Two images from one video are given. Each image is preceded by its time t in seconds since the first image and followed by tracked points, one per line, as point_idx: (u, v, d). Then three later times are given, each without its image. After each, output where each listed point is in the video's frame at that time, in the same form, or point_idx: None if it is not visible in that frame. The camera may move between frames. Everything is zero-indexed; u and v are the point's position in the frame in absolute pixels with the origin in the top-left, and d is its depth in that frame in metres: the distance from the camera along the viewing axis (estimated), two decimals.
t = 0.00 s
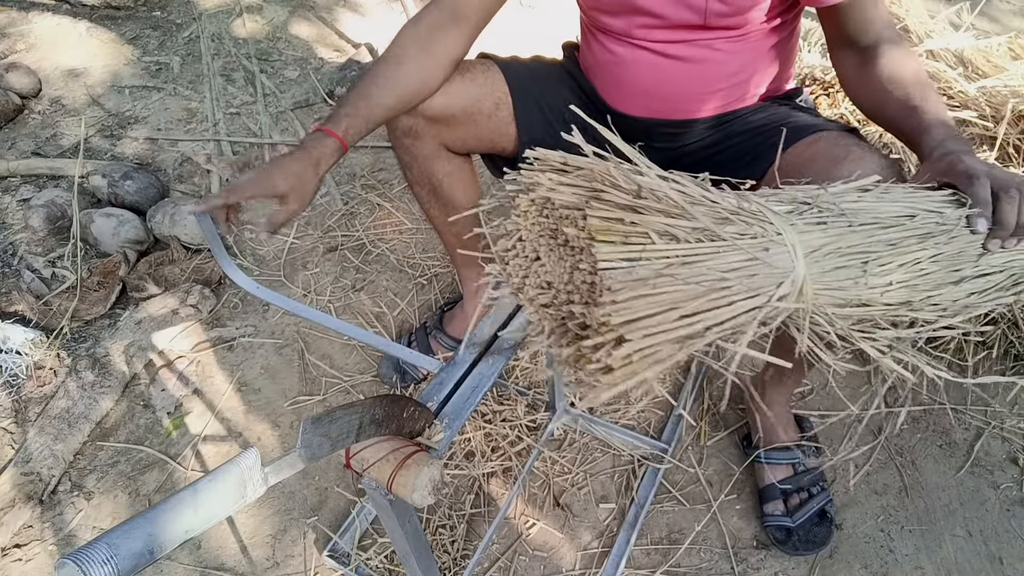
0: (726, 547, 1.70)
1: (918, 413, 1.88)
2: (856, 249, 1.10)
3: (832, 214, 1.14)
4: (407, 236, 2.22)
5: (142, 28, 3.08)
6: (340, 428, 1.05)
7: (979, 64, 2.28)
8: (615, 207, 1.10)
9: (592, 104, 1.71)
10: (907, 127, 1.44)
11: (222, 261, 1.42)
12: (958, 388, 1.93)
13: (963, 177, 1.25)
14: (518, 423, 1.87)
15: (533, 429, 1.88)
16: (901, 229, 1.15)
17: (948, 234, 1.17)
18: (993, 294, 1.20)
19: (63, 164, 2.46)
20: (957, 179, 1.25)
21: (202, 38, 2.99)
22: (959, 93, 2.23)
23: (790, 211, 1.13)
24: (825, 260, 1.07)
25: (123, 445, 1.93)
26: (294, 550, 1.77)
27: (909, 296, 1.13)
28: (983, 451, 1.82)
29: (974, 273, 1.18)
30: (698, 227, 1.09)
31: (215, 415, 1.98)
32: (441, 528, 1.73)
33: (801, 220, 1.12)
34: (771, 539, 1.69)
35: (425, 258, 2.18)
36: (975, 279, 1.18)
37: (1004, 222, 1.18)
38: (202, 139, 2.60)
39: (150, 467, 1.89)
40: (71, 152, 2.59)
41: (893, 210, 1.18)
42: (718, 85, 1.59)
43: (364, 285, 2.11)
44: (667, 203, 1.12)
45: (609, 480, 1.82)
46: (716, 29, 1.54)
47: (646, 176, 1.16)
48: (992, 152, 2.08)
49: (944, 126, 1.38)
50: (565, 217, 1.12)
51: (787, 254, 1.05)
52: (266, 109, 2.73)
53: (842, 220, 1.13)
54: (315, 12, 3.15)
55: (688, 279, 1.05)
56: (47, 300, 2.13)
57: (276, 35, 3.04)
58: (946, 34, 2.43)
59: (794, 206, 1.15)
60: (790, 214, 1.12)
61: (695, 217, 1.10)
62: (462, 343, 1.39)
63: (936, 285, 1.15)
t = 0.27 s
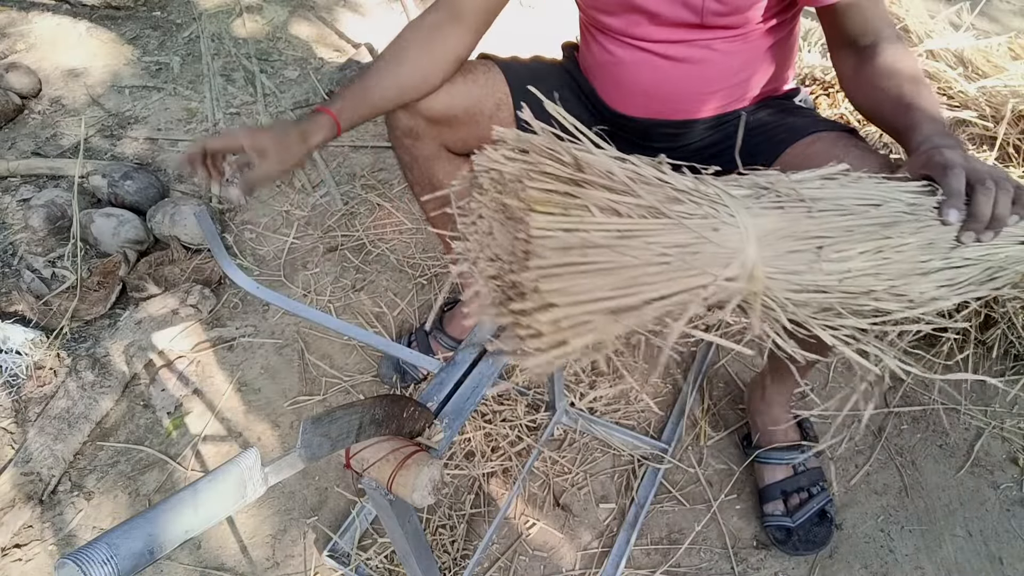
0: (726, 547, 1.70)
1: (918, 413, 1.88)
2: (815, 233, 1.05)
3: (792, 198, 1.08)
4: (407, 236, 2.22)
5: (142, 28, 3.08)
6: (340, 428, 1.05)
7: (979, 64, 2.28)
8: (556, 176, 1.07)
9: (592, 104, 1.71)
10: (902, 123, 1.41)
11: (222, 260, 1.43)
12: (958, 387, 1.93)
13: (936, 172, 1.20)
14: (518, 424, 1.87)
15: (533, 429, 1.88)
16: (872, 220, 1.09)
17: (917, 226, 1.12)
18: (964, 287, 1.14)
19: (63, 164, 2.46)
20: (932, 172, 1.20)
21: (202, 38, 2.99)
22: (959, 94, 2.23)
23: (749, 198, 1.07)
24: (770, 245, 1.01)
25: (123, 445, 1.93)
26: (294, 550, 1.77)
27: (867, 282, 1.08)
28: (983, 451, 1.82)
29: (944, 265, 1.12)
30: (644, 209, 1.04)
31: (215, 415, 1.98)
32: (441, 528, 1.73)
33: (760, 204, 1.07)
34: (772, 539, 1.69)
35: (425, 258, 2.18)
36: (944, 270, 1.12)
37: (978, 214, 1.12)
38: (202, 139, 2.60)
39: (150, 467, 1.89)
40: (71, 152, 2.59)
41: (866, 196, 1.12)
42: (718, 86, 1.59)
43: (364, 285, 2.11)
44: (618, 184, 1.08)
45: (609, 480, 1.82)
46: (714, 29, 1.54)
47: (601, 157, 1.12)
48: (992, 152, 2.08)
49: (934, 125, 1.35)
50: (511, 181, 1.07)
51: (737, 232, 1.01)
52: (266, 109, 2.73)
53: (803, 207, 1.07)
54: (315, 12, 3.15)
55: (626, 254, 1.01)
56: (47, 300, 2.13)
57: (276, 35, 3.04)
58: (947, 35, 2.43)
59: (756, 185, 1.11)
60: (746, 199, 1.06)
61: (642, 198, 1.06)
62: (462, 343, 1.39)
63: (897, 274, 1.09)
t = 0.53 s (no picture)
0: (726, 547, 1.70)
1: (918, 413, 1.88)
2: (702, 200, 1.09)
3: (686, 156, 1.14)
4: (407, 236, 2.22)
5: (142, 28, 3.08)
6: (340, 428, 1.05)
7: (979, 64, 2.29)
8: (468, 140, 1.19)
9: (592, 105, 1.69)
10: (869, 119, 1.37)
11: (222, 260, 1.43)
12: (958, 387, 1.93)
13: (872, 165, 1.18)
14: (518, 424, 1.87)
15: (533, 429, 1.88)
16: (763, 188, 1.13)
17: (817, 205, 1.12)
18: (861, 276, 1.11)
19: (63, 164, 2.46)
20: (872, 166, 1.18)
21: (202, 38, 2.99)
22: (959, 94, 2.23)
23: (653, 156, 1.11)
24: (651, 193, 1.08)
25: (123, 445, 1.93)
26: (294, 550, 1.77)
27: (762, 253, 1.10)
28: (983, 451, 1.82)
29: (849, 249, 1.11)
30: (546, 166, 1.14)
31: (215, 415, 1.98)
32: (441, 528, 1.73)
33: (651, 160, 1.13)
34: (771, 540, 1.69)
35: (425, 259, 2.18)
36: (844, 252, 1.10)
37: (888, 204, 1.11)
38: (202, 139, 2.60)
39: (150, 467, 1.89)
40: (71, 152, 2.59)
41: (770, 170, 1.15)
42: (718, 85, 1.59)
43: (364, 285, 2.11)
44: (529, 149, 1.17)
45: (609, 480, 1.82)
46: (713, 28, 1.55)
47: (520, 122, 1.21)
48: (993, 152, 2.08)
49: (903, 122, 1.28)
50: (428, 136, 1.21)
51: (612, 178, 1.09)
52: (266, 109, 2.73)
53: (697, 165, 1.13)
54: (315, 12, 3.15)
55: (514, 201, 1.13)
56: (47, 300, 2.13)
57: (276, 35, 3.04)
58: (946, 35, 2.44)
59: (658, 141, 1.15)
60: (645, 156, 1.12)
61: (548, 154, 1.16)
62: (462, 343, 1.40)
63: (788, 249, 1.10)
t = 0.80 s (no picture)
0: (726, 547, 1.70)
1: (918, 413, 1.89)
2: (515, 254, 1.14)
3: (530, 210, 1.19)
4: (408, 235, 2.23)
5: (142, 28, 3.08)
6: (340, 428, 1.05)
7: (979, 64, 2.29)
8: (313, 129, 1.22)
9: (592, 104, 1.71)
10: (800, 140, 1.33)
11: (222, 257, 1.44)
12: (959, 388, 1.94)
13: (685, 222, 1.13)
14: (518, 424, 1.87)
15: (533, 429, 1.88)
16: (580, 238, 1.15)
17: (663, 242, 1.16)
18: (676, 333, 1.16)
19: (63, 164, 2.46)
20: (689, 216, 1.13)
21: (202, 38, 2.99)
22: (959, 94, 2.23)
23: (459, 206, 1.17)
24: (437, 238, 1.14)
25: (123, 445, 1.93)
26: (294, 550, 1.77)
27: (552, 302, 1.14)
28: (982, 450, 1.82)
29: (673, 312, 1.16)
30: (351, 196, 1.16)
31: (215, 415, 1.98)
32: (441, 528, 1.73)
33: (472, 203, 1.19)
34: (771, 540, 1.69)
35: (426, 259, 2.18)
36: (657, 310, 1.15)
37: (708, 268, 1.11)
38: (202, 138, 2.60)
39: (150, 467, 1.89)
40: (72, 152, 2.59)
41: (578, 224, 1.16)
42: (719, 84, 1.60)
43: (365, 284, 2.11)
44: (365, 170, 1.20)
45: (608, 480, 1.82)
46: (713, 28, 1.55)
47: (386, 135, 1.24)
48: (993, 152, 2.08)
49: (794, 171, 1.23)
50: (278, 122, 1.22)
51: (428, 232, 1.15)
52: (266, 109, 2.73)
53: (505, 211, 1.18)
54: (315, 12, 3.15)
55: (299, 221, 1.16)
56: (47, 300, 2.13)
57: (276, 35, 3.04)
58: (946, 35, 2.44)
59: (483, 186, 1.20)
60: (456, 206, 1.17)
61: (386, 178, 1.19)
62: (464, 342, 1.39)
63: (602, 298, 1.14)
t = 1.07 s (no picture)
0: (726, 547, 1.71)
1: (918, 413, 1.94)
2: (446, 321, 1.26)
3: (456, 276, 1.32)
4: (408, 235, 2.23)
5: (141, 28, 3.08)
6: (340, 428, 1.06)
7: (979, 64, 2.30)
8: (241, 231, 1.41)
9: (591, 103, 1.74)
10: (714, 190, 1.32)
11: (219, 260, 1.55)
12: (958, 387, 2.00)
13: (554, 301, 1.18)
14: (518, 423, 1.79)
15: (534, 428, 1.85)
16: (459, 320, 1.28)
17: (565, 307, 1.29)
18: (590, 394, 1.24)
19: (63, 164, 2.46)
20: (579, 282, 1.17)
21: (202, 38, 2.99)
22: (959, 94, 2.23)
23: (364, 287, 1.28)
24: (337, 320, 1.27)
25: (123, 445, 1.93)
26: (294, 550, 1.77)
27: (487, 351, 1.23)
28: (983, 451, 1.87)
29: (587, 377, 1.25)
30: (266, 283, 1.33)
31: (215, 415, 1.98)
32: (441, 528, 1.74)
33: (367, 288, 1.31)
34: (771, 540, 1.69)
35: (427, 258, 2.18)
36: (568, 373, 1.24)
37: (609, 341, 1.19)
38: (202, 139, 2.60)
39: (149, 467, 1.89)
40: (72, 152, 2.59)
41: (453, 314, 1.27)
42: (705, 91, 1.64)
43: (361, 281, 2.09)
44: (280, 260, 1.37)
45: (609, 480, 1.82)
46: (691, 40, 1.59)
47: (305, 232, 1.42)
48: (993, 152, 2.08)
49: (671, 241, 1.22)
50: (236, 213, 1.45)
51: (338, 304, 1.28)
52: (266, 109, 2.73)
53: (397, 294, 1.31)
54: (315, 12, 3.15)
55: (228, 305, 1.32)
56: (47, 300, 2.13)
57: (275, 35, 3.04)
58: (946, 35, 2.44)
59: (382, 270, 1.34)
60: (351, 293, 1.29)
61: (305, 266, 1.36)
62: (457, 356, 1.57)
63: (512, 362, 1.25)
